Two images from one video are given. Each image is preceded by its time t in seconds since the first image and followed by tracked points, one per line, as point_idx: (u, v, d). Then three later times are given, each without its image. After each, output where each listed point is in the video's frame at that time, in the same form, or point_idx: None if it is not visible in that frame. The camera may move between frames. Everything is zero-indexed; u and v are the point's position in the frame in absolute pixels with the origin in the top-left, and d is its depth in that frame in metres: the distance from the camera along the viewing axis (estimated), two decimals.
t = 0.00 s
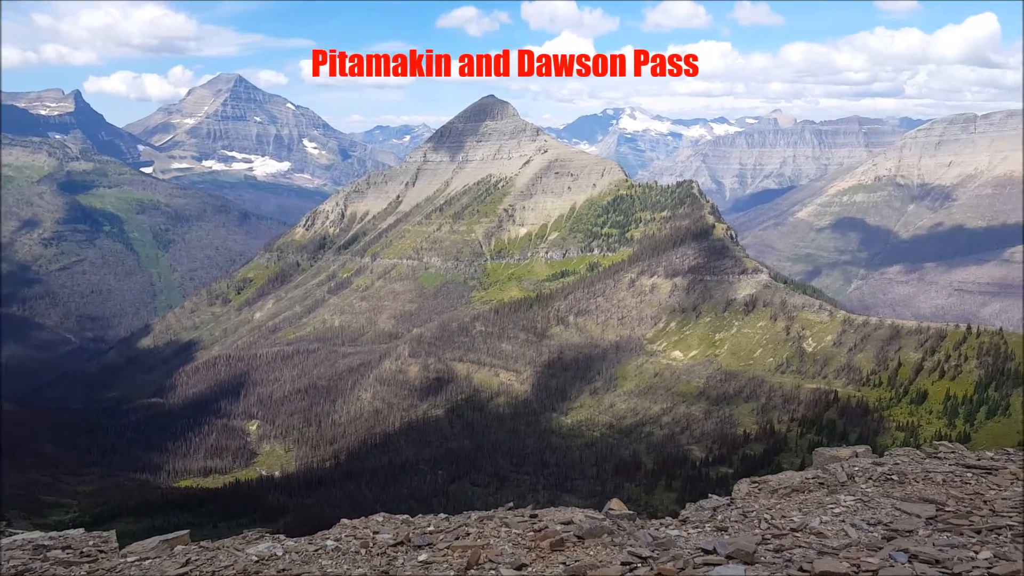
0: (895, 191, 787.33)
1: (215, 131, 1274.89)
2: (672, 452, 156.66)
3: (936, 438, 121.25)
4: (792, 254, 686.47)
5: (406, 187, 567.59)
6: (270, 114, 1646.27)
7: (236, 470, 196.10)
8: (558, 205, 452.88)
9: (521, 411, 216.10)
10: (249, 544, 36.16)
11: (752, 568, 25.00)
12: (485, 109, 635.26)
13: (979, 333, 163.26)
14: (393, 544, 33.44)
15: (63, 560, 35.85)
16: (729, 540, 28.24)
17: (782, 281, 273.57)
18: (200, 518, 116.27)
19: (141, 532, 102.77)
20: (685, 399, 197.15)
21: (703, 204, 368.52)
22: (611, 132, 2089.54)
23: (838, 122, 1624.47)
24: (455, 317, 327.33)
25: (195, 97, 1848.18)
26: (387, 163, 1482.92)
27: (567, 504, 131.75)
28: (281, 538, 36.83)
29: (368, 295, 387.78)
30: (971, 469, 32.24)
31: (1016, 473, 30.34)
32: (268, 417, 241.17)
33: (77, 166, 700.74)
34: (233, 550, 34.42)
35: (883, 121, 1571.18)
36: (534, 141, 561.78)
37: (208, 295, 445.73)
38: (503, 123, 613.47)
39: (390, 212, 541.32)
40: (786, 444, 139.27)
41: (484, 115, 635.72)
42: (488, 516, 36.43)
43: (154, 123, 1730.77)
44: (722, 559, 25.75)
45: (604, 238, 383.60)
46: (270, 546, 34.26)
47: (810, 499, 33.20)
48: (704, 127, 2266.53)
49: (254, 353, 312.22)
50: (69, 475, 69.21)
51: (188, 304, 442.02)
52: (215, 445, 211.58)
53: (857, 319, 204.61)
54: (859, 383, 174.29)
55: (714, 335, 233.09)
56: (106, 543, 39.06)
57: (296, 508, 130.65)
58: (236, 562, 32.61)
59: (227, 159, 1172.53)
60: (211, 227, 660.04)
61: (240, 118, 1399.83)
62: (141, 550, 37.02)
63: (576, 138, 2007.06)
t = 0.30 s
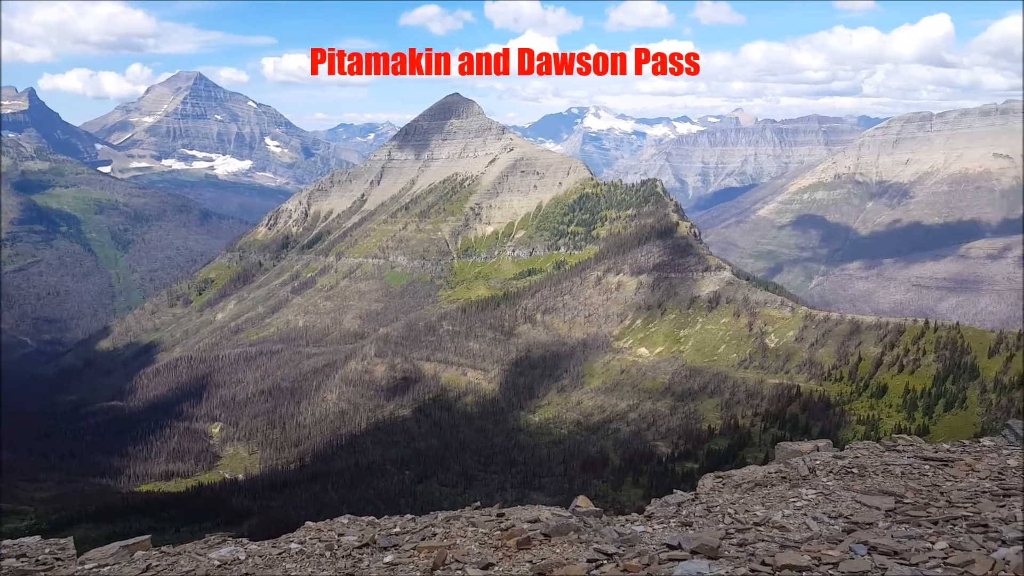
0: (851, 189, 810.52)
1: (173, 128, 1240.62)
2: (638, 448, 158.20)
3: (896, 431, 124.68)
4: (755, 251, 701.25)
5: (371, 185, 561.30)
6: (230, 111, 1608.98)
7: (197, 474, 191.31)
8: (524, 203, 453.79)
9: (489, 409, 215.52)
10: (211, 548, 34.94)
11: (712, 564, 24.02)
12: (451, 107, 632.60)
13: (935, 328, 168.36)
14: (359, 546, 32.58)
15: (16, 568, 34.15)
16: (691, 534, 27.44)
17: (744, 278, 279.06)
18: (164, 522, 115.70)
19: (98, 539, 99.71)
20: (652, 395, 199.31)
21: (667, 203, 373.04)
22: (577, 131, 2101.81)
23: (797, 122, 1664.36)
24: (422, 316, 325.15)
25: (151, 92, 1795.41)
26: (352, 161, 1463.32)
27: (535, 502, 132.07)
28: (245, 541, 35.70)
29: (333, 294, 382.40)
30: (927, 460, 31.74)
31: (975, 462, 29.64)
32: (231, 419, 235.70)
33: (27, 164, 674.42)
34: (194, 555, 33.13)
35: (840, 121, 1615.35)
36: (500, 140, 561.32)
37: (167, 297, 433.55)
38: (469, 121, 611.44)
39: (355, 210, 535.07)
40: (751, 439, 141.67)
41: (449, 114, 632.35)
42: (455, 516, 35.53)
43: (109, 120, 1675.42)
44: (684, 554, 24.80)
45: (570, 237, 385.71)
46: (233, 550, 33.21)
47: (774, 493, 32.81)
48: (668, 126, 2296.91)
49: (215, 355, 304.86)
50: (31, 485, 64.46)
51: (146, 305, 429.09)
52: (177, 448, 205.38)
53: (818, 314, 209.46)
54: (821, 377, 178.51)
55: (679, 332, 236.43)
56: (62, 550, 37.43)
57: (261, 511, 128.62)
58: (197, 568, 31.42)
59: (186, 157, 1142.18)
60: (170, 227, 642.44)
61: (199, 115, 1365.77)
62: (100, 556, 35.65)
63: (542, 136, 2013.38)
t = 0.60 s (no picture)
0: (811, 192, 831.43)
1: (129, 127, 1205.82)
2: (606, 449, 159.25)
3: (856, 428, 128.32)
4: (718, 253, 713.61)
5: (336, 187, 554.27)
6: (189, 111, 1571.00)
7: (159, 482, 185.90)
8: (491, 205, 453.46)
9: (457, 412, 214.62)
10: (173, 557, 33.74)
11: (678, 560, 23.75)
12: (417, 108, 628.96)
13: (894, 326, 173.26)
14: (324, 553, 31.82)
15: None
16: (658, 533, 27.08)
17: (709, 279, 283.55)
18: (124, 532, 112.90)
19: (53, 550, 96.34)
20: (619, 395, 200.89)
21: (632, 205, 377.06)
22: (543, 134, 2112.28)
23: (757, 126, 1701.01)
24: (388, 318, 322.18)
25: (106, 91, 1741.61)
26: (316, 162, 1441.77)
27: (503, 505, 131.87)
28: (206, 549, 34.72)
29: (297, 298, 376.27)
30: (887, 457, 32.15)
31: (930, 458, 30.06)
32: (192, 425, 229.45)
33: None
34: (153, 565, 31.91)
35: (799, 125, 1658.43)
36: (467, 142, 559.66)
37: (125, 300, 420.32)
38: (435, 122, 608.42)
39: (320, 212, 527.22)
40: (715, 438, 143.98)
41: (414, 115, 628.89)
42: (421, 520, 35.08)
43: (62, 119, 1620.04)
44: (650, 554, 24.38)
45: (537, 239, 386.62)
46: (194, 558, 32.08)
47: (738, 491, 32.83)
48: (633, 129, 2322.76)
49: (176, 360, 296.64)
50: None
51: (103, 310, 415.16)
52: (136, 456, 198.94)
53: (779, 314, 214.26)
54: (784, 376, 182.54)
55: (646, 333, 239.20)
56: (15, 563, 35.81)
57: (225, 519, 125.77)
58: None
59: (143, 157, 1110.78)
60: (129, 229, 623.84)
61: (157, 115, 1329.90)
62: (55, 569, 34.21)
63: (509, 139, 2016.60)
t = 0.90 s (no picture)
0: (771, 194, 850.15)
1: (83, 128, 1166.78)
2: (574, 450, 159.77)
3: (819, 426, 131.45)
4: (682, 254, 723.49)
5: (300, 189, 545.37)
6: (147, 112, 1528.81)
7: (121, 490, 180.35)
8: (458, 208, 451.83)
9: (424, 416, 212.82)
10: (131, 568, 32.40)
11: (645, 559, 23.50)
12: (381, 110, 623.85)
13: (854, 326, 177.88)
14: (288, 559, 30.91)
15: None
16: (627, 534, 26.67)
17: (674, 281, 287.40)
18: (85, 542, 109.49)
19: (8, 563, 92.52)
20: (586, 397, 201.94)
21: (599, 207, 379.22)
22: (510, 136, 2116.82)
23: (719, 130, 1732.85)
24: (354, 322, 318.33)
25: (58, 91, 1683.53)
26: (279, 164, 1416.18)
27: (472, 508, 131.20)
28: (168, 558, 33.48)
29: (260, 302, 369.37)
30: (848, 455, 32.67)
31: (890, 456, 30.56)
32: (154, 432, 222.94)
33: None
34: None
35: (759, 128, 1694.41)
36: (432, 144, 556.62)
37: (83, 306, 406.63)
38: (400, 124, 603.89)
39: (283, 215, 518.64)
40: (681, 437, 145.81)
41: (379, 117, 623.33)
42: (388, 525, 34.31)
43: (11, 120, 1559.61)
44: (618, 554, 23.94)
45: (505, 241, 386.62)
46: (153, 569, 30.79)
47: (703, 490, 32.74)
48: (598, 132, 2342.47)
49: (136, 366, 288.05)
50: None
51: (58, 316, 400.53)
52: (98, 463, 192.31)
53: (742, 315, 218.16)
54: (747, 376, 186.03)
55: (612, 334, 241.27)
56: None
57: (189, 527, 122.66)
58: None
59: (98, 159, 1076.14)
60: (87, 233, 604.42)
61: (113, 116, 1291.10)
62: None
63: (476, 141, 2013.84)
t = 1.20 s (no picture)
0: (740, 191, 863.23)
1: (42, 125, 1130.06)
2: (549, 446, 160.19)
3: (790, 419, 134.10)
4: (654, 251, 729.96)
5: (269, 187, 536.79)
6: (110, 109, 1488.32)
7: (92, 493, 175.96)
8: (430, 206, 449.29)
9: (399, 415, 211.35)
10: (103, 572, 31.46)
11: (622, 552, 23.38)
12: (351, 107, 616.86)
13: (823, 320, 181.97)
14: (263, 560, 30.25)
15: None
16: (603, 526, 26.58)
17: (646, 277, 289.79)
18: (56, 546, 106.66)
19: None
20: (561, 393, 202.75)
21: (571, 204, 380.05)
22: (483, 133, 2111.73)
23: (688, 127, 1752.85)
24: (327, 321, 314.82)
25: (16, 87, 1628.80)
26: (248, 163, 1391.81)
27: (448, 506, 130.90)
28: (143, 561, 32.61)
29: (230, 302, 363.19)
30: (819, 447, 33.12)
31: (859, 447, 31.07)
32: (124, 435, 217.54)
33: None
34: None
35: (727, 126, 1719.50)
36: (404, 141, 552.12)
37: (48, 308, 395.02)
38: (371, 121, 597.85)
39: (253, 214, 510.08)
40: (655, 431, 147.34)
41: (349, 114, 616.49)
42: (364, 524, 33.83)
43: None
44: (595, 546, 23.61)
45: (478, 239, 385.76)
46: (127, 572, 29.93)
47: (675, 483, 32.83)
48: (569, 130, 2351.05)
49: (104, 368, 280.86)
50: None
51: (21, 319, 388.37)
52: (68, 468, 187.40)
53: (714, 310, 221.31)
54: (719, 370, 188.80)
55: (586, 331, 242.75)
56: None
57: (162, 529, 120.22)
58: None
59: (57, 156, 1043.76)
60: (51, 233, 587.47)
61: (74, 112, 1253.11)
62: None
63: (448, 138, 2004.42)
